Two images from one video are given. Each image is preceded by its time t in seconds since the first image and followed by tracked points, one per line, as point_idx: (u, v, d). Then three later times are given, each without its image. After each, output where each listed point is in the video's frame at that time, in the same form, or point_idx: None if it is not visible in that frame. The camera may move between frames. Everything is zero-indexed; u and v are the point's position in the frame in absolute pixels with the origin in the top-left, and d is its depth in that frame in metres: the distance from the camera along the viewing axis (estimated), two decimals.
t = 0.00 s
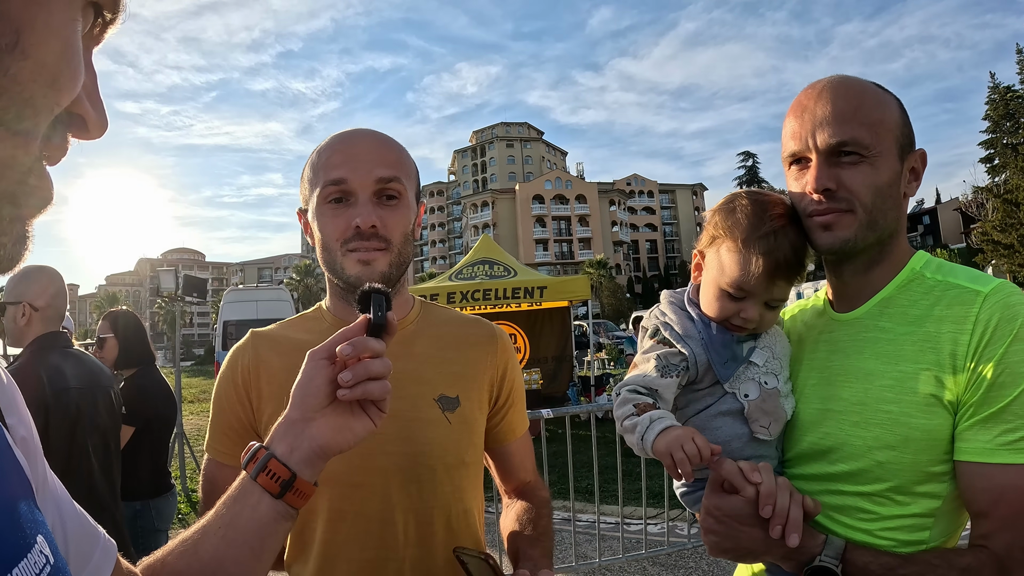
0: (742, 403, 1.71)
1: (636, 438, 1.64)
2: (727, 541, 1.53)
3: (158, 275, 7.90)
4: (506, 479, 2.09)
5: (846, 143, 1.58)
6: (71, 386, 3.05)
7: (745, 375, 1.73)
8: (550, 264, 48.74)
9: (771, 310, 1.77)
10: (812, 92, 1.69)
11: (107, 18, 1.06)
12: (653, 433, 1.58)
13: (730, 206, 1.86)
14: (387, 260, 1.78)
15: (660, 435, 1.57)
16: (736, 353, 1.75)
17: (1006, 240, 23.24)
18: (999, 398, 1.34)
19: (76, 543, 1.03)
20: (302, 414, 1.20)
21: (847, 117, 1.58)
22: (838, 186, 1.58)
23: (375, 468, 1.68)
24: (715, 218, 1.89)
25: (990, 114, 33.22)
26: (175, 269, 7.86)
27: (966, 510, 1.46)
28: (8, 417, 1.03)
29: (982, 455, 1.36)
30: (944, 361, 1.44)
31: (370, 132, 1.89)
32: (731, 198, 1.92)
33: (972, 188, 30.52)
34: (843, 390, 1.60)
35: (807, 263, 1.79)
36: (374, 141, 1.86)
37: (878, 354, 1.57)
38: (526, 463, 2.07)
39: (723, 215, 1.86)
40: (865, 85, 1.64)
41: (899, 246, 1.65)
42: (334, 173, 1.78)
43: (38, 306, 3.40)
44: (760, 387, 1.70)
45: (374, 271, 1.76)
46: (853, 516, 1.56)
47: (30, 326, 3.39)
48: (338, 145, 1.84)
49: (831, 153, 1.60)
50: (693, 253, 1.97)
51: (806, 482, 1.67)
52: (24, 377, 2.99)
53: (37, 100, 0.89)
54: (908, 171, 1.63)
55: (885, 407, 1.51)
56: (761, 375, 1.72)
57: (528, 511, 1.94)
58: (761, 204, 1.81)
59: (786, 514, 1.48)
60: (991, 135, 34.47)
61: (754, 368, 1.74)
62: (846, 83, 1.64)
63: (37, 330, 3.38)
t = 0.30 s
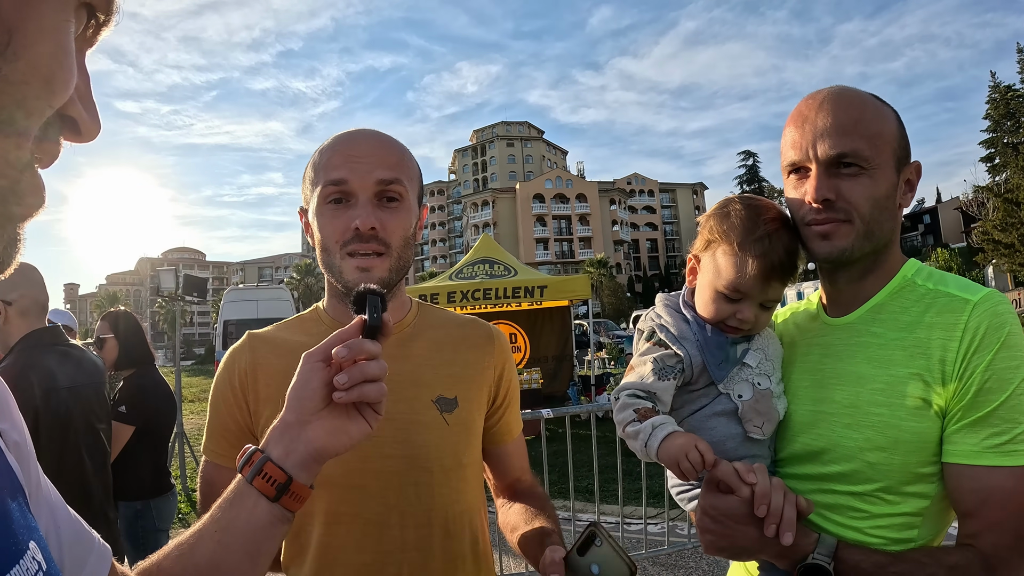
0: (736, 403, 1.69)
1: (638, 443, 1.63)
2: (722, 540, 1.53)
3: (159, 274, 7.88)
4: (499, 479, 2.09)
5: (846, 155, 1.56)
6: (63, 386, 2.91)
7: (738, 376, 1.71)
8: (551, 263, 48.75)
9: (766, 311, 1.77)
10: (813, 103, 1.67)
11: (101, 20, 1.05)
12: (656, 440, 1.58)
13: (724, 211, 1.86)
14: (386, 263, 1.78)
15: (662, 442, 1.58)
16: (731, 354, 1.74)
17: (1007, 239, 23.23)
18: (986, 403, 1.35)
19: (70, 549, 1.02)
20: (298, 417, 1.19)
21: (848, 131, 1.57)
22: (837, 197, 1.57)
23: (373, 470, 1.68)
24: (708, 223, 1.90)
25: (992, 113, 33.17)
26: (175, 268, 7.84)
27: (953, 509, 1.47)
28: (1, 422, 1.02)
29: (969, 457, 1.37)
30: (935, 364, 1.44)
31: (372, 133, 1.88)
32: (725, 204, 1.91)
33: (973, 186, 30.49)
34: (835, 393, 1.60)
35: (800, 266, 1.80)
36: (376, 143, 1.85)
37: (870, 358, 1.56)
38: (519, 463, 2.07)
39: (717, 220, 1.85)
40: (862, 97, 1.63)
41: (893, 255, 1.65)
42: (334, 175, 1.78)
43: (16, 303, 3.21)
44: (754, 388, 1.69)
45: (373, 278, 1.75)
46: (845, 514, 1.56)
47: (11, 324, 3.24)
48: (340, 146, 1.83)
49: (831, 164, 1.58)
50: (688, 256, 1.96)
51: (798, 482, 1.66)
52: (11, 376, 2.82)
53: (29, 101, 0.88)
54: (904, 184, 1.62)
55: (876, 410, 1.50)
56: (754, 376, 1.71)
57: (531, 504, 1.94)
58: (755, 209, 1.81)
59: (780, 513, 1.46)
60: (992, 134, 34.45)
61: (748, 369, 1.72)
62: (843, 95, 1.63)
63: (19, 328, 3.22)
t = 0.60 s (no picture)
0: (732, 407, 1.69)
1: (639, 448, 1.66)
2: (720, 541, 1.52)
3: (159, 272, 7.86)
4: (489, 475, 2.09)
5: (841, 167, 1.56)
6: (60, 395, 2.87)
7: (735, 380, 1.70)
8: (551, 262, 48.75)
9: (764, 316, 1.77)
10: (808, 113, 1.66)
11: (100, 19, 1.05)
12: (657, 448, 1.61)
13: (724, 217, 1.83)
14: (379, 264, 1.77)
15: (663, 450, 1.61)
16: (727, 358, 1.74)
17: (1008, 238, 23.22)
18: (975, 419, 1.38)
19: (68, 549, 1.02)
20: (293, 417, 1.19)
21: (842, 142, 1.56)
22: (831, 209, 1.57)
23: (371, 470, 1.68)
24: (705, 229, 1.89)
25: (993, 112, 33.16)
26: (176, 266, 7.82)
27: (939, 515, 1.50)
28: None
29: (956, 470, 1.39)
30: (925, 377, 1.45)
31: (373, 134, 1.88)
32: (724, 208, 1.91)
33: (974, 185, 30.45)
34: (827, 401, 1.60)
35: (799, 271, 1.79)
36: (376, 145, 1.85)
37: (862, 367, 1.56)
38: (510, 466, 2.06)
39: (718, 227, 1.82)
40: (856, 104, 1.62)
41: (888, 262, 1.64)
42: (331, 176, 1.78)
43: (4, 305, 3.06)
44: (750, 392, 1.69)
45: (364, 276, 1.75)
46: (835, 517, 1.57)
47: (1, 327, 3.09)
48: (340, 147, 1.83)
49: (825, 175, 1.58)
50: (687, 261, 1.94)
51: (791, 483, 1.66)
52: (9, 383, 2.80)
53: (29, 100, 0.88)
54: (900, 192, 1.62)
55: (866, 421, 1.51)
56: (751, 380, 1.70)
57: (504, 514, 2.00)
58: (754, 214, 1.80)
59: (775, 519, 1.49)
60: (993, 134, 34.41)
61: (745, 373, 1.72)
62: (835, 104, 1.62)
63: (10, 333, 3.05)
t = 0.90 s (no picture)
0: (737, 404, 1.70)
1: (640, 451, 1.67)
2: (720, 542, 1.54)
3: (159, 272, 7.87)
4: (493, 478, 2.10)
5: (848, 157, 1.55)
6: (56, 396, 2.84)
7: (741, 377, 1.72)
8: (551, 262, 48.76)
9: (770, 313, 1.77)
10: (814, 101, 1.66)
11: (101, 17, 1.06)
12: (659, 453, 1.61)
13: (729, 212, 1.86)
14: (375, 265, 1.78)
15: (665, 455, 1.61)
16: (733, 354, 1.75)
17: (1009, 237, 23.19)
18: (991, 416, 1.34)
19: (69, 547, 1.03)
20: (295, 416, 1.19)
21: (848, 132, 1.56)
22: (839, 202, 1.56)
23: (371, 468, 1.68)
24: (714, 222, 1.90)
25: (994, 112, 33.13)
26: (177, 266, 7.84)
27: (954, 520, 1.47)
28: None
29: (970, 470, 1.36)
30: (938, 373, 1.44)
31: (373, 133, 1.89)
32: (730, 203, 1.91)
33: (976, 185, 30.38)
34: (837, 397, 1.61)
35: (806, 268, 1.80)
36: (375, 144, 1.85)
37: (873, 362, 1.56)
38: (513, 465, 2.07)
39: (724, 221, 1.84)
40: (866, 90, 1.60)
41: (902, 253, 1.63)
42: (328, 177, 1.79)
43: None
44: (756, 389, 1.70)
45: (361, 277, 1.75)
46: (845, 519, 1.57)
47: None
48: (338, 147, 1.83)
49: (832, 167, 1.58)
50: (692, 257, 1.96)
51: (801, 484, 1.67)
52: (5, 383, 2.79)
53: (31, 98, 0.88)
54: (913, 181, 1.60)
55: (877, 418, 1.51)
56: (757, 377, 1.72)
57: (511, 514, 1.99)
58: (760, 209, 1.81)
59: (777, 519, 1.50)
60: (994, 133, 34.35)
61: (750, 370, 1.73)
62: (846, 91, 1.61)
63: (4, 331, 2.97)
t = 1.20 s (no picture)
0: (747, 397, 1.72)
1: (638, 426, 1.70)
2: (718, 541, 1.56)
3: (160, 272, 7.88)
4: (491, 475, 2.09)
5: (856, 136, 1.50)
6: (44, 391, 2.74)
7: (750, 369, 1.74)
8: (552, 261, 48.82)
9: (784, 300, 1.76)
10: (819, 79, 1.61)
11: (101, 15, 1.06)
12: (653, 424, 1.65)
13: (740, 194, 1.86)
14: (371, 266, 1.77)
15: (659, 425, 1.64)
16: (742, 346, 1.76)
17: (1010, 237, 23.15)
18: (1009, 415, 1.25)
19: (65, 543, 1.03)
20: (290, 414, 1.20)
21: (855, 108, 1.51)
22: (848, 184, 1.52)
23: (363, 466, 1.68)
24: (725, 206, 1.89)
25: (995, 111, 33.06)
26: (177, 266, 7.84)
27: (971, 529, 1.39)
28: None
29: (986, 474, 1.28)
30: (952, 366, 1.37)
31: (377, 136, 1.89)
32: (743, 186, 1.90)
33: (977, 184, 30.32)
34: (848, 391, 1.58)
35: (819, 256, 1.78)
36: (379, 147, 1.85)
37: (886, 354, 1.52)
38: (513, 462, 2.07)
39: (734, 204, 1.84)
40: (877, 66, 1.54)
41: (919, 240, 1.58)
42: (330, 177, 1.79)
43: None
44: (765, 381, 1.70)
45: (355, 277, 1.76)
46: (853, 525, 1.53)
47: None
48: (340, 146, 1.83)
49: (840, 148, 1.54)
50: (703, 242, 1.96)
51: (810, 486, 1.66)
52: None
53: (31, 96, 0.88)
54: (929, 159, 1.53)
55: (887, 413, 1.47)
56: (767, 369, 1.72)
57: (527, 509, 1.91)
58: (771, 192, 1.79)
59: (776, 518, 1.48)
60: (995, 132, 34.30)
61: (760, 362, 1.74)
62: (855, 66, 1.56)
63: None
